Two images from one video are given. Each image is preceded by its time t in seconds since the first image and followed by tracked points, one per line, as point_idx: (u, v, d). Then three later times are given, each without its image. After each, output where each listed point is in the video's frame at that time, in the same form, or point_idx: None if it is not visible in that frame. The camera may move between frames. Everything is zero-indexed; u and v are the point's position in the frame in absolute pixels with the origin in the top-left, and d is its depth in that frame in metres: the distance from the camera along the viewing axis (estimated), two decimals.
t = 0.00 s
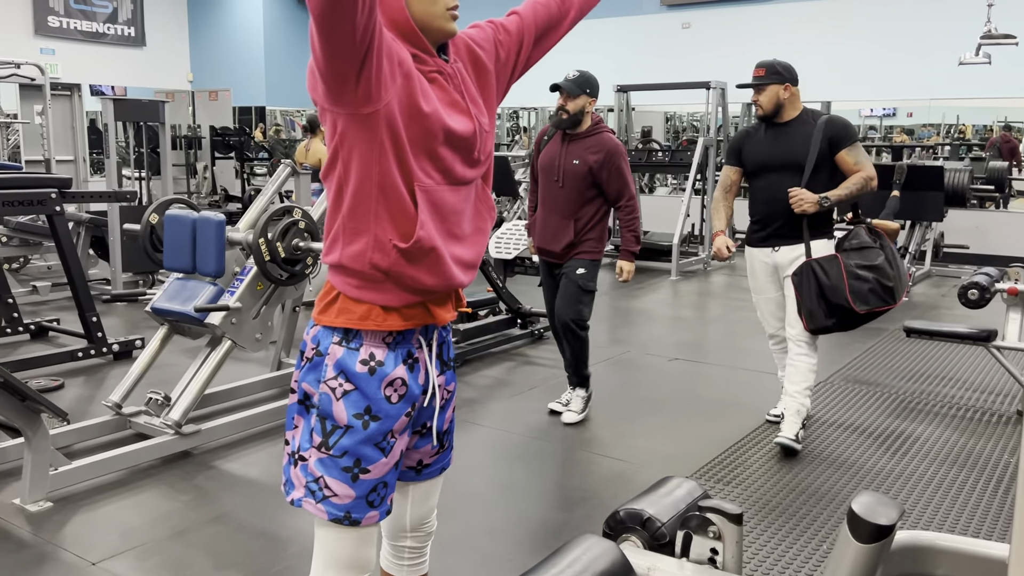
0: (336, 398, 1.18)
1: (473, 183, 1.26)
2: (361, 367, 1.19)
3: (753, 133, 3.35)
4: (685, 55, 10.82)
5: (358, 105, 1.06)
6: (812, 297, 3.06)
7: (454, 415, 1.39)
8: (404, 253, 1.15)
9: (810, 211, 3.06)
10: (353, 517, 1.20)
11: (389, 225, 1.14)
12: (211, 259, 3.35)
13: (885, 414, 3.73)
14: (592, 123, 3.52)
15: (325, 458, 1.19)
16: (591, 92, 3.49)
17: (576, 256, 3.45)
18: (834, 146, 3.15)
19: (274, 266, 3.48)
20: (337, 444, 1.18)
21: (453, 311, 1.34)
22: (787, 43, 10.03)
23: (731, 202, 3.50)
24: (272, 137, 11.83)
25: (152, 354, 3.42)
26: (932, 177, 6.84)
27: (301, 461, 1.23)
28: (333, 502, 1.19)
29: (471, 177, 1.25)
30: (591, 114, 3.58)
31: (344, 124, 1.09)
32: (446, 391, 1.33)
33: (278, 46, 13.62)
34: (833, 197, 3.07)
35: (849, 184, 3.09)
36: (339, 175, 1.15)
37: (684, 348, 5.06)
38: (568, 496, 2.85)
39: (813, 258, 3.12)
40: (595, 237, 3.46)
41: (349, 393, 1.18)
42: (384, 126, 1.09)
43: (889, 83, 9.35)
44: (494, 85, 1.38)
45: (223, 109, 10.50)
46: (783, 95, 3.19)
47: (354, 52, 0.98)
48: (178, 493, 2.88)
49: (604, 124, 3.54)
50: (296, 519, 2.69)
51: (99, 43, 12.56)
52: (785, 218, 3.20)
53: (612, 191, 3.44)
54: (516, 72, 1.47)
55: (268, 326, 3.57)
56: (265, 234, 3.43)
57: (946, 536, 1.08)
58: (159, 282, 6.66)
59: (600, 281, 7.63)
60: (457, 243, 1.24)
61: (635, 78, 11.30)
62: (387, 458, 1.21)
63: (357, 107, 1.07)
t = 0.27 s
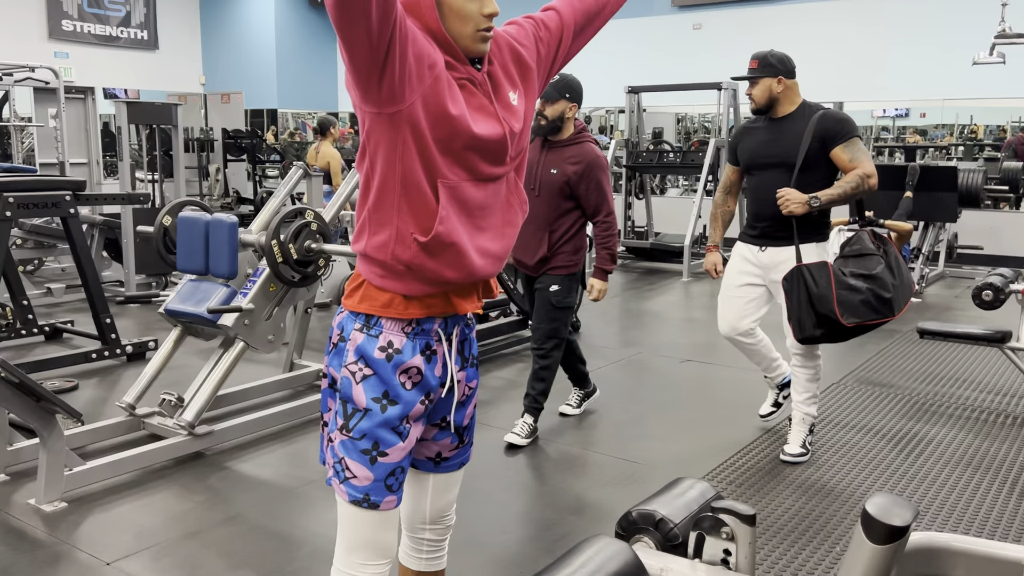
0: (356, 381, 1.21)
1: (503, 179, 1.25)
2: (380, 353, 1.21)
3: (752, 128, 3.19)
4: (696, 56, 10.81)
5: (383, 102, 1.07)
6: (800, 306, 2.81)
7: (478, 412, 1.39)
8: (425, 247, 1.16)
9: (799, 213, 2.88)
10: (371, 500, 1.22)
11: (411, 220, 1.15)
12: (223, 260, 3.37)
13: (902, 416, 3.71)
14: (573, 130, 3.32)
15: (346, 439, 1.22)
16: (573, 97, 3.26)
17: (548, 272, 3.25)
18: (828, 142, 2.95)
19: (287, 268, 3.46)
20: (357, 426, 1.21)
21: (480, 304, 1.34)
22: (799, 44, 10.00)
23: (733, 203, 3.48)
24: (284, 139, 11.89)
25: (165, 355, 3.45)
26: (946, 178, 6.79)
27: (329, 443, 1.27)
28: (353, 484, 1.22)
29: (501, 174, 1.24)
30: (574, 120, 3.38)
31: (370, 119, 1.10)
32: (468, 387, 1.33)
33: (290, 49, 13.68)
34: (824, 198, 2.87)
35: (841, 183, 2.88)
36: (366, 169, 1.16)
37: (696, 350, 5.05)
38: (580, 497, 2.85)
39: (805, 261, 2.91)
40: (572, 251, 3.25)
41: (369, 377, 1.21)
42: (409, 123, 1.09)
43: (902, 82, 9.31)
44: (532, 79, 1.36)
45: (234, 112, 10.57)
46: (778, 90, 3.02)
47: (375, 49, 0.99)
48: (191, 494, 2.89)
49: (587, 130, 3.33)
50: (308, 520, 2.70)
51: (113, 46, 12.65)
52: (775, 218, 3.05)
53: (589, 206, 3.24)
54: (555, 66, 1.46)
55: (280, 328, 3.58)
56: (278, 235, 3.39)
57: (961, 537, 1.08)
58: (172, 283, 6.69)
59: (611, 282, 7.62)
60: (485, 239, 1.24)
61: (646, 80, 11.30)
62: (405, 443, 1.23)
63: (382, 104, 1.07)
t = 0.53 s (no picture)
0: (359, 381, 1.22)
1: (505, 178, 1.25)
2: (382, 353, 1.22)
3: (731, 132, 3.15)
4: (704, 57, 10.79)
5: (385, 97, 1.07)
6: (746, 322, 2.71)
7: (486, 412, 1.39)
8: (425, 243, 1.16)
9: (753, 222, 2.84)
10: (372, 499, 1.22)
11: (411, 216, 1.15)
12: (234, 262, 3.39)
13: (912, 417, 3.69)
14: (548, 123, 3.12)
15: (349, 439, 1.23)
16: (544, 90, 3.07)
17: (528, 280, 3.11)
18: (789, 147, 2.86)
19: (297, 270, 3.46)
20: (359, 426, 1.22)
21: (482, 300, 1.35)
22: (808, 44, 9.98)
23: (723, 207, 3.43)
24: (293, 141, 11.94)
25: (176, 356, 3.46)
26: (957, 179, 6.76)
27: (334, 442, 1.28)
28: (355, 483, 1.23)
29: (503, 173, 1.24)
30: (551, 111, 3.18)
31: (373, 114, 1.10)
32: (473, 386, 1.33)
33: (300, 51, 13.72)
34: (776, 207, 2.80)
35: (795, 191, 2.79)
36: (368, 164, 1.17)
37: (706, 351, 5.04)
38: (589, 499, 2.85)
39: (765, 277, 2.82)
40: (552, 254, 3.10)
41: (371, 377, 1.22)
42: (411, 119, 1.09)
43: (912, 82, 9.27)
44: (537, 78, 1.37)
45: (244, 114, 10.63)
46: (742, 94, 2.99)
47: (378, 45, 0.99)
48: (202, 494, 2.91)
49: (562, 121, 3.12)
50: (318, 520, 2.71)
51: (124, 49, 12.73)
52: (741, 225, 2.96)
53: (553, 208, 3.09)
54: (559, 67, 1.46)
55: (291, 329, 3.61)
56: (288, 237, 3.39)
57: (972, 539, 1.08)
58: (182, 285, 6.72)
59: (620, 284, 7.61)
60: (486, 237, 1.24)
61: (655, 80, 11.29)
62: (407, 444, 1.24)
63: (384, 99, 1.07)
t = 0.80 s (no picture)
0: (334, 392, 1.24)
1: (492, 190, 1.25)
2: (356, 365, 1.23)
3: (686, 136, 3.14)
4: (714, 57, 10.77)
5: (370, 103, 1.07)
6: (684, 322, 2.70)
7: (474, 416, 1.38)
8: (405, 253, 1.16)
9: (696, 220, 2.81)
10: (346, 509, 1.25)
11: (392, 223, 1.15)
12: (244, 264, 3.40)
13: (920, 419, 3.67)
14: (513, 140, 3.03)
15: (323, 448, 1.25)
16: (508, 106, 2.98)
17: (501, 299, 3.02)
18: (733, 145, 2.85)
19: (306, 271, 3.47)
20: (333, 436, 1.24)
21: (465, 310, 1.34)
22: (818, 44, 9.94)
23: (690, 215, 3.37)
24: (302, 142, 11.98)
25: (187, 357, 3.48)
26: (968, 179, 6.73)
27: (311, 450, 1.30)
28: (328, 492, 1.25)
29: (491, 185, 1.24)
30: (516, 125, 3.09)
31: (359, 120, 1.10)
32: (456, 392, 1.33)
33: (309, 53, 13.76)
34: (716, 205, 2.76)
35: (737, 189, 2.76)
36: (353, 168, 1.17)
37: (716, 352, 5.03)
38: (598, 500, 2.85)
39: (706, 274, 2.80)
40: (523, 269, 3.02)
41: (346, 389, 1.24)
42: (395, 128, 1.09)
43: (923, 81, 9.22)
44: (534, 88, 1.36)
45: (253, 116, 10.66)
46: (692, 95, 2.99)
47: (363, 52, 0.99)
48: (212, 496, 2.92)
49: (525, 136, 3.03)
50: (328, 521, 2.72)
51: (134, 51, 12.79)
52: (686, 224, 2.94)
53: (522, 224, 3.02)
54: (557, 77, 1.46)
55: (300, 330, 3.61)
56: (297, 239, 3.40)
57: (982, 543, 1.07)
58: (192, 286, 6.75)
59: (629, 285, 7.61)
60: (469, 247, 1.23)
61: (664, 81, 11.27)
62: (382, 455, 1.26)
63: (370, 105, 1.07)
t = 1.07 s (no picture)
0: (317, 394, 1.24)
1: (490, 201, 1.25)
2: (340, 368, 1.24)
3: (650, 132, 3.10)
4: (721, 57, 10.77)
5: (370, 115, 1.07)
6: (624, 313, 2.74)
7: (464, 414, 1.38)
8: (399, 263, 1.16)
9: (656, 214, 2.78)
10: (331, 510, 1.25)
11: (387, 233, 1.16)
12: (251, 264, 3.42)
13: (928, 419, 3.66)
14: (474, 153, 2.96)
15: (307, 450, 1.25)
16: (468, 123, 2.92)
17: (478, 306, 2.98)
18: (701, 143, 2.84)
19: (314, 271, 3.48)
20: (317, 438, 1.24)
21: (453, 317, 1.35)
22: (825, 44, 9.92)
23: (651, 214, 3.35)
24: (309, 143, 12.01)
25: (195, 357, 3.49)
26: (976, 179, 6.70)
27: (295, 451, 1.30)
28: (314, 493, 1.25)
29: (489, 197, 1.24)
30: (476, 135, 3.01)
31: (358, 130, 1.10)
32: (441, 393, 1.33)
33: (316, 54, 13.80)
34: (677, 200, 2.75)
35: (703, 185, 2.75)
36: (352, 175, 1.17)
37: (723, 353, 5.02)
38: (605, 500, 2.85)
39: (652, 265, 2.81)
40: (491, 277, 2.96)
41: (329, 391, 1.24)
42: (395, 139, 1.09)
43: (931, 81, 9.20)
44: (535, 97, 1.36)
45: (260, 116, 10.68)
46: (662, 91, 2.91)
47: (364, 63, 0.99)
48: (220, 495, 2.92)
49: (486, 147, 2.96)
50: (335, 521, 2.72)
51: (142, 52, 12.84)
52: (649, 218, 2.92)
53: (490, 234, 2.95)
54: (558, 85, 1.46)
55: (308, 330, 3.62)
56: (305, 238, 3.44)
57: (992, 542, 1.07)
58: (200, 287, 6.77)
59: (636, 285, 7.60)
60: (464, 258, 1.23)
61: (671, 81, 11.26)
62: (366, 457, 1.26)
63: (370, 116, 1.07)
